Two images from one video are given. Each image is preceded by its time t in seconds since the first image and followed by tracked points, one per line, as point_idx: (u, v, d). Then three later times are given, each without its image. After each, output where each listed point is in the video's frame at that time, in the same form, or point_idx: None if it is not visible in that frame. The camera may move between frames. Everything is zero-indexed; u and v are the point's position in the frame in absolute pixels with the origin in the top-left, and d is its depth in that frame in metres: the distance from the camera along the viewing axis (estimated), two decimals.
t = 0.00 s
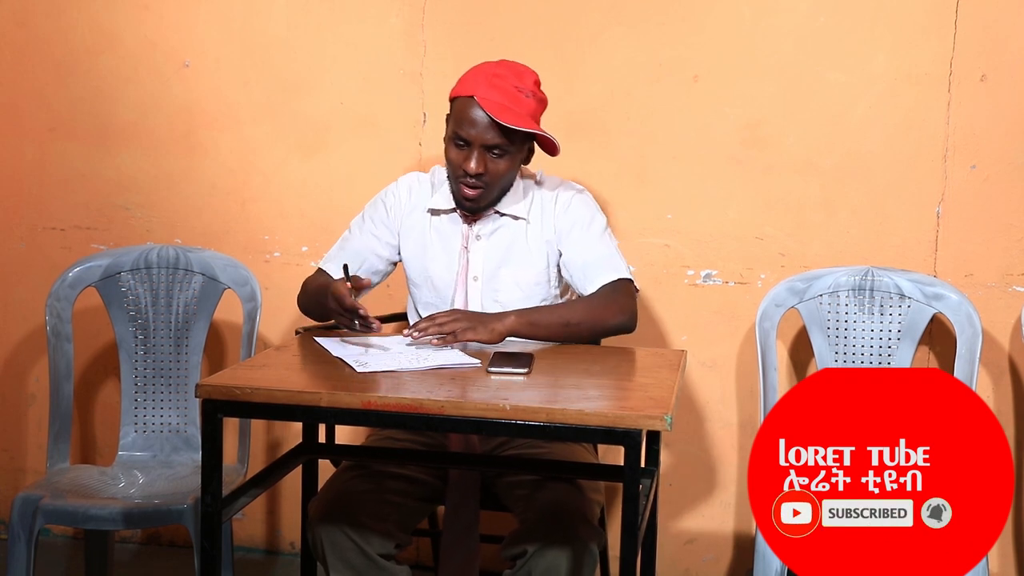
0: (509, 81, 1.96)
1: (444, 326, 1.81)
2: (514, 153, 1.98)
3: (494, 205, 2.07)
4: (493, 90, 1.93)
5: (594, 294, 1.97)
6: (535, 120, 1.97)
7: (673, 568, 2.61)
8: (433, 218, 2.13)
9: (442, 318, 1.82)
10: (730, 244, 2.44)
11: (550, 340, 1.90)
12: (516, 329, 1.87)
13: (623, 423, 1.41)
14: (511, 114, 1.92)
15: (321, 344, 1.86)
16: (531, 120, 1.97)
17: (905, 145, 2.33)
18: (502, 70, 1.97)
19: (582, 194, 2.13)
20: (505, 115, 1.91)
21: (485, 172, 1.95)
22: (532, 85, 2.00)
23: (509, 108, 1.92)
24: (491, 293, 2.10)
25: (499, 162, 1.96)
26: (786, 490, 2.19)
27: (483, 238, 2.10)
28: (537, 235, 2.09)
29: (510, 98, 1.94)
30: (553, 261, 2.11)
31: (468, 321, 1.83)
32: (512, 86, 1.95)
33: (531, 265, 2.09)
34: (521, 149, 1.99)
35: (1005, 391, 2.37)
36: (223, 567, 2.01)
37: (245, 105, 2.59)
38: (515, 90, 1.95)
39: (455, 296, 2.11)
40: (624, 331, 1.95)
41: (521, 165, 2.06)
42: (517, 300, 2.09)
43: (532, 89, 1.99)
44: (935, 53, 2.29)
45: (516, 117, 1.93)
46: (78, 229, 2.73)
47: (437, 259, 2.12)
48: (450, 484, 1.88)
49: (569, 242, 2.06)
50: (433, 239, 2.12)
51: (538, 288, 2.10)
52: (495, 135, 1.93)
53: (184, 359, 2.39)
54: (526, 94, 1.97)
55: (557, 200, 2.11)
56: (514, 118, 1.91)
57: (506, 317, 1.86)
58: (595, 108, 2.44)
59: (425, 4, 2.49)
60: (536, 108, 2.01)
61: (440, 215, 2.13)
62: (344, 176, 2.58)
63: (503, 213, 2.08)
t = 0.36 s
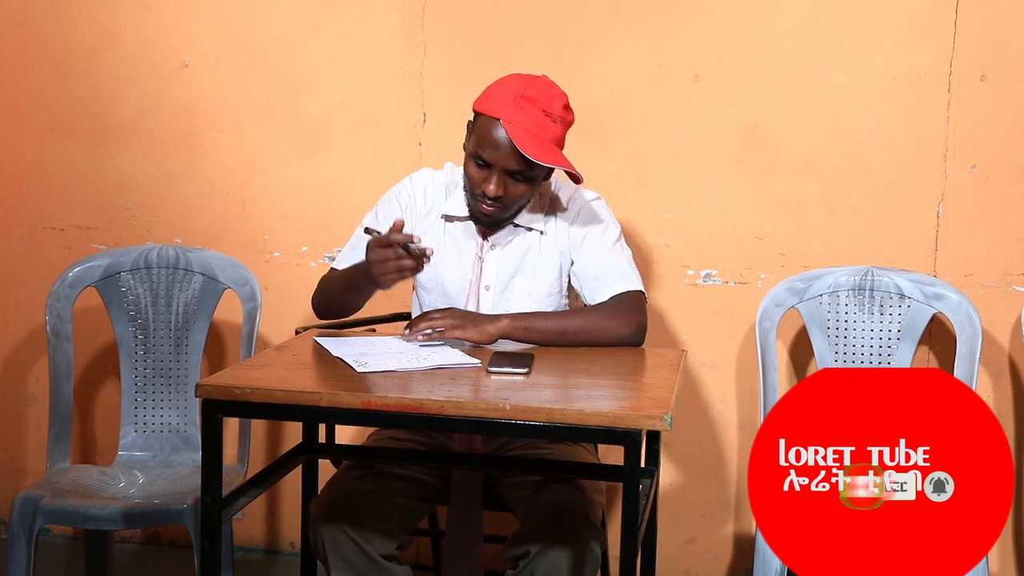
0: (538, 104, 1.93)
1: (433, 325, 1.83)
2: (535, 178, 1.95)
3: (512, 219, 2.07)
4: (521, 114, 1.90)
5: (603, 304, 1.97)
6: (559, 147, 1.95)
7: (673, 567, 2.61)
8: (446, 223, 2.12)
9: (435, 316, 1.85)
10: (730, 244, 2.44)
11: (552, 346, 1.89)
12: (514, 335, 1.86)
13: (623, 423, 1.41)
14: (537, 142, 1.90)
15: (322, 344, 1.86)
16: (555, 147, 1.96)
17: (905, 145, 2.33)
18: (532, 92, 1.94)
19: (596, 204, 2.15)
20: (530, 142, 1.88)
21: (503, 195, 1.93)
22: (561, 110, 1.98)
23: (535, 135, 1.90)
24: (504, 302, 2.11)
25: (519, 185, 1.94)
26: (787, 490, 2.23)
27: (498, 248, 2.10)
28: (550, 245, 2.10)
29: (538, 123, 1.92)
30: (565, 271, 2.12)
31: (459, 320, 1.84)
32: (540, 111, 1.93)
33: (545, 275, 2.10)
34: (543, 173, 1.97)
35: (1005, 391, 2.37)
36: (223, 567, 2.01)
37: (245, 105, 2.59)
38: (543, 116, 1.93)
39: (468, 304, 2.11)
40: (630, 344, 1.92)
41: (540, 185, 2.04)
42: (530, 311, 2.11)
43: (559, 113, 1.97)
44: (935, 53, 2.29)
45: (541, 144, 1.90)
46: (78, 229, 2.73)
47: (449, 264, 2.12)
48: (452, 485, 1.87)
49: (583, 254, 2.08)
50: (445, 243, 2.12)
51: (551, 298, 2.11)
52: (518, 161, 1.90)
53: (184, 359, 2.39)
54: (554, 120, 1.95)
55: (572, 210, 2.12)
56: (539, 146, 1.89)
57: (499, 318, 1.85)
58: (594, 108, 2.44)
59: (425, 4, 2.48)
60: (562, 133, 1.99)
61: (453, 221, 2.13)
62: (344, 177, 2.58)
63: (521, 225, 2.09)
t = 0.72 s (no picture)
0: (549, 108, 1.93)
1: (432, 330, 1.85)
2: (541, 182, 1.95)
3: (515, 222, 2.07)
4: (532, 116, 1.90)
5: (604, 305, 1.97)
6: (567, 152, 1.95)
7: (673, 567, 2.61)
8: (451, 226, 2.13)
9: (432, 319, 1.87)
10: (730, 244, 2.44)
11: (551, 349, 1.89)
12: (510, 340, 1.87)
13: (623, 423, 1.41)
14: (546, 146, 1.89)
15: (321, 343, 1.87)
16: (564, 152, 1.95)
17: (905, 145, 2.33)
18: (545, 95, 1.94)
19: (598, 203, 2.15)
20: (539, 146, 1.88)
21: (508, 196, 1.93)
22: (572, 116, 1.97)
23: (545, 139, 1.90)
24: (510, 304, 2.12)
25: (524, 188, 1.94)
26: (787, 490, 2.24)
27: (504, 251, 2.11)
28: (554, 248, 2.11)
29: (548, 127, 1.91)
30: (569, 272, 2.13)
31: (459, 327, 1.86)
32: (551, 115, 1.93)
33: (551, 278, 2.11)
34: (549, 179, 1.97)
35: (1005, 391, 2.37)
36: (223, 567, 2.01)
37: (245, 105, 2.59)
38: (554, 119, 1.93)
39: (473, 307, 2.13)
40: (632, 344, 1.91)
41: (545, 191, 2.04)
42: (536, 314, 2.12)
43: (570, 119, 1.96)
44: (935, 53, 2.29)
45: (550, 149, 1.90)
46: (78, 229, 2.73)
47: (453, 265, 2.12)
48: (452, 486, 1.87)
49: (586, 254, 2.08)
50: (449, 246, 2.13)
51: (557, 300, 2.12)
52: (526, 164, 1.90)
53: (184, 359, 2.39)
54: (564, 125, 1.94)
55: (576, 211, 2.13)
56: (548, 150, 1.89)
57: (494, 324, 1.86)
58: (594, 108, 2.44)
59: (425, 4, 2.48)
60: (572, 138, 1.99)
61: (458, 224, 2.13)
62: (344, 177, 2.58)
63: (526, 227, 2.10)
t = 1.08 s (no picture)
0: (539, 80, 2.00)
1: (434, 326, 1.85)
2: (523, 152, 2.00)
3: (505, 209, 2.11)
4: (518, 82, 1.99)
5: (605, 305, 1.97)
6: (553, 125, 1.99)
7: (673, 567, 2.61)
8: (445, 220, 2.14)
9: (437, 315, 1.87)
10: (730, 244, 2.44)
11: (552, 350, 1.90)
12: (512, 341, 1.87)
13: (623, 423, 1.41)
14: (527, 109, 1.96)
15: (321, 344, 1.87)
16: (549, 123, 1.98)
17: (905, 145, 2.33)
18: (536, 69, 2.01)
19: (597, 203, 2.15)
20: (519, 106, 1.96)
21: (487, 160, 1.98)
22: (562, 92, 2.01)
23: (526, 102, 1.97)
24: (507, 301, 2.12)
25: (505, 155, 1.99)
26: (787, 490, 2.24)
27: (499, 248, 2.12)
28: (553, 248, 2.12)
29: (533, 94, 1.98)
30: (568, 272, 2.13)
31: (463, 326, 1.86)
32: (538, 85, 1.99)
33: (549, 277, 2.12)
34: (532, 150, 2.01)
35: (1005, 390, 2.38)
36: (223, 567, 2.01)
37: (245, 105, 2.59)
38: (541, 89, 1.99)
39: (468, 303, 2.12)
40: (633, 344, 1.91)
41: (534, 173, 2.07)
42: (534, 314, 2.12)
43: (560, 94, 2.00)
44: (935, 53, 2.29)
45: (530, 111, 1.96)
46: (78, 229, 2.73)
47: (451, 265, 2.13)
48: (453, 487, 1.87)
49: (585, 254, 2.09)
50: (446, 245, 2.13)
51: (556, 300, 2.12)
52: (508, 124, 1.98)
53: (184, 359, 2.39)
54: (551, 96, 1.99)
55: (575, 210, 2.13)
56: (527, 111, 1.96)
57: (499, 324, 1.86)
58: (594, 108, 2.44)
59: (425, 4, 2.49)
60: (562, 115, 2.01)
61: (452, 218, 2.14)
62: (345, 177, 2.58)
63: (518, 220, 2.11)
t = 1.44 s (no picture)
0: (530, 75, 2.01)
1: (443, 313, 1.85)
2: (516, 147, 2.00)
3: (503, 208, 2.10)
4: (508, 78, 1.99)
5: (606, 306, 1.97)
6: (545, 119, 2.00)
7: (673, 568, 2.61)
8: (444, 219, 2.14)
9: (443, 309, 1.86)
10: (730, 244, 2.44)
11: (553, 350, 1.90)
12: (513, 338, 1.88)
13: (623, 423, 1.42)
14: (518, 103, 1.97)
15: (321, 344, 1.87)
16: (541, 117, 1.99)
17: (905, 145, 2.33)
18: (528, 66, 2.03)
19: (598, 203, 2.15)
20: (510, 101, 1.96)
21: (481, 156, 1.99)
22: (554, 87, 2.03)
23: (518, 97, 1.97)
24: (507, 300, 2.12)
25: (498, 150, 1.99)
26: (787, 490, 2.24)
27: (497, 247, 2.12)
28: (553, 248, 2.12)
29: (524, 89, 1.98)
30: (568, 273, 2.13)
31: (469, 316, 1.85)
32: (530, 80, 2.00)
33: (549, 277, 2.12)
34: (526, 146, 2.01)
35: (1005, 390, 2.38)
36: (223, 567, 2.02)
37: (246, 105, 2.60)
38: (533, 84, 2.00)
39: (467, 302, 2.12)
40: (634, 345, 1.91)
41: (529, 170, 2.07)
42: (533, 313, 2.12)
43: (551, 89, 2.02)
44: (935, 53, 2.29)
45: (522, 106, 1.97)
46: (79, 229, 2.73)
47: (450, 264, 2.13)
48: (452, 487, 1.87)
49: (586, 254, 2.09)
50: (445, 244, 2.13)
51: (556, 300, 2.12)
52: (500, 120, 1.98)
53: (184, 359, 2.39)
54: (543, 91, 2.00)
55: (575, 210, 2.14)
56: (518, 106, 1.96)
57: (503, 324, 1.86)
58: (594, 108, 2.44)
59: (425, 4, 2.49)
60: (555, 109, 2.02)
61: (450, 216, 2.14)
62: (345, 177, 2.58)
63: (515, 218, 2.11)
